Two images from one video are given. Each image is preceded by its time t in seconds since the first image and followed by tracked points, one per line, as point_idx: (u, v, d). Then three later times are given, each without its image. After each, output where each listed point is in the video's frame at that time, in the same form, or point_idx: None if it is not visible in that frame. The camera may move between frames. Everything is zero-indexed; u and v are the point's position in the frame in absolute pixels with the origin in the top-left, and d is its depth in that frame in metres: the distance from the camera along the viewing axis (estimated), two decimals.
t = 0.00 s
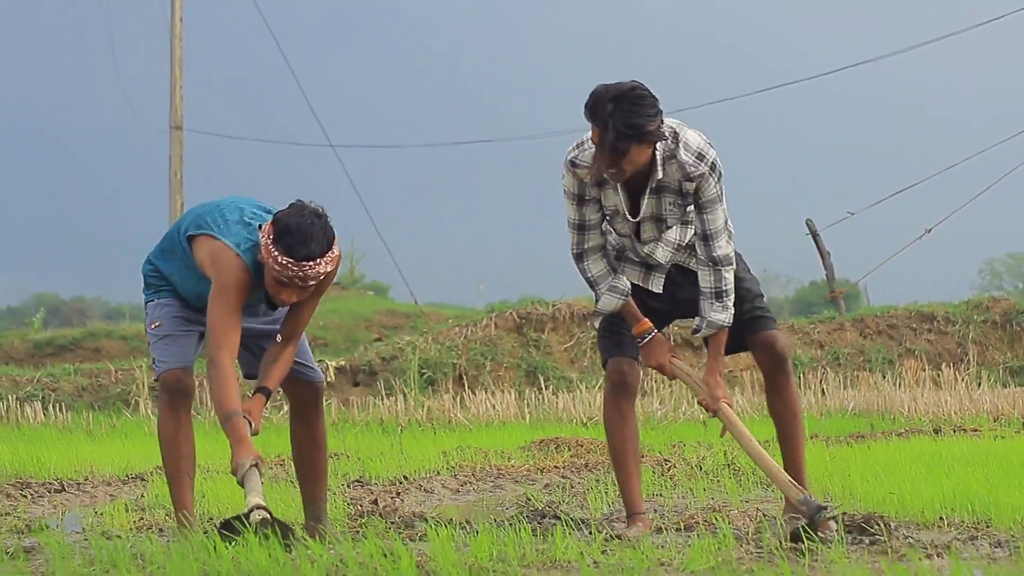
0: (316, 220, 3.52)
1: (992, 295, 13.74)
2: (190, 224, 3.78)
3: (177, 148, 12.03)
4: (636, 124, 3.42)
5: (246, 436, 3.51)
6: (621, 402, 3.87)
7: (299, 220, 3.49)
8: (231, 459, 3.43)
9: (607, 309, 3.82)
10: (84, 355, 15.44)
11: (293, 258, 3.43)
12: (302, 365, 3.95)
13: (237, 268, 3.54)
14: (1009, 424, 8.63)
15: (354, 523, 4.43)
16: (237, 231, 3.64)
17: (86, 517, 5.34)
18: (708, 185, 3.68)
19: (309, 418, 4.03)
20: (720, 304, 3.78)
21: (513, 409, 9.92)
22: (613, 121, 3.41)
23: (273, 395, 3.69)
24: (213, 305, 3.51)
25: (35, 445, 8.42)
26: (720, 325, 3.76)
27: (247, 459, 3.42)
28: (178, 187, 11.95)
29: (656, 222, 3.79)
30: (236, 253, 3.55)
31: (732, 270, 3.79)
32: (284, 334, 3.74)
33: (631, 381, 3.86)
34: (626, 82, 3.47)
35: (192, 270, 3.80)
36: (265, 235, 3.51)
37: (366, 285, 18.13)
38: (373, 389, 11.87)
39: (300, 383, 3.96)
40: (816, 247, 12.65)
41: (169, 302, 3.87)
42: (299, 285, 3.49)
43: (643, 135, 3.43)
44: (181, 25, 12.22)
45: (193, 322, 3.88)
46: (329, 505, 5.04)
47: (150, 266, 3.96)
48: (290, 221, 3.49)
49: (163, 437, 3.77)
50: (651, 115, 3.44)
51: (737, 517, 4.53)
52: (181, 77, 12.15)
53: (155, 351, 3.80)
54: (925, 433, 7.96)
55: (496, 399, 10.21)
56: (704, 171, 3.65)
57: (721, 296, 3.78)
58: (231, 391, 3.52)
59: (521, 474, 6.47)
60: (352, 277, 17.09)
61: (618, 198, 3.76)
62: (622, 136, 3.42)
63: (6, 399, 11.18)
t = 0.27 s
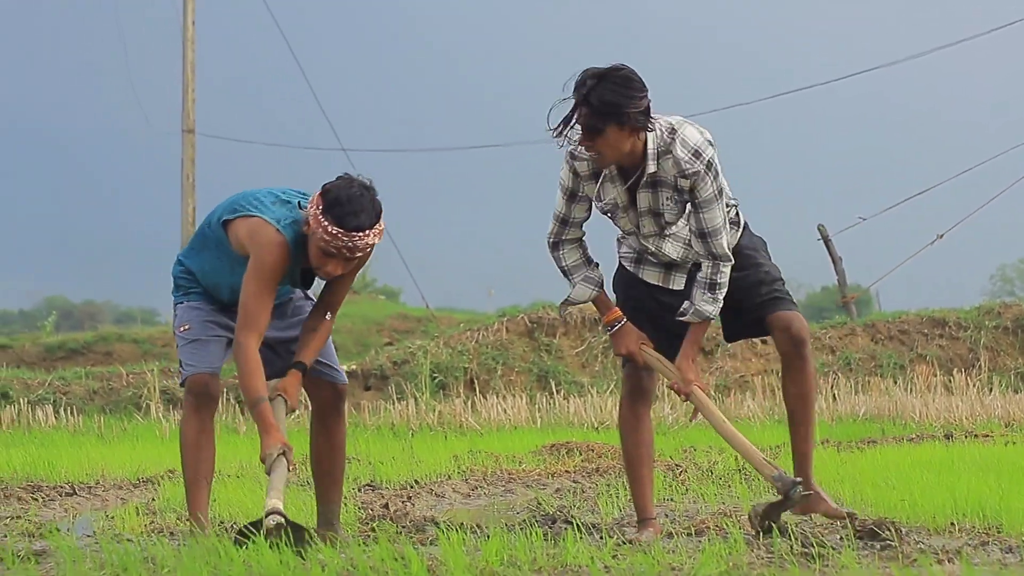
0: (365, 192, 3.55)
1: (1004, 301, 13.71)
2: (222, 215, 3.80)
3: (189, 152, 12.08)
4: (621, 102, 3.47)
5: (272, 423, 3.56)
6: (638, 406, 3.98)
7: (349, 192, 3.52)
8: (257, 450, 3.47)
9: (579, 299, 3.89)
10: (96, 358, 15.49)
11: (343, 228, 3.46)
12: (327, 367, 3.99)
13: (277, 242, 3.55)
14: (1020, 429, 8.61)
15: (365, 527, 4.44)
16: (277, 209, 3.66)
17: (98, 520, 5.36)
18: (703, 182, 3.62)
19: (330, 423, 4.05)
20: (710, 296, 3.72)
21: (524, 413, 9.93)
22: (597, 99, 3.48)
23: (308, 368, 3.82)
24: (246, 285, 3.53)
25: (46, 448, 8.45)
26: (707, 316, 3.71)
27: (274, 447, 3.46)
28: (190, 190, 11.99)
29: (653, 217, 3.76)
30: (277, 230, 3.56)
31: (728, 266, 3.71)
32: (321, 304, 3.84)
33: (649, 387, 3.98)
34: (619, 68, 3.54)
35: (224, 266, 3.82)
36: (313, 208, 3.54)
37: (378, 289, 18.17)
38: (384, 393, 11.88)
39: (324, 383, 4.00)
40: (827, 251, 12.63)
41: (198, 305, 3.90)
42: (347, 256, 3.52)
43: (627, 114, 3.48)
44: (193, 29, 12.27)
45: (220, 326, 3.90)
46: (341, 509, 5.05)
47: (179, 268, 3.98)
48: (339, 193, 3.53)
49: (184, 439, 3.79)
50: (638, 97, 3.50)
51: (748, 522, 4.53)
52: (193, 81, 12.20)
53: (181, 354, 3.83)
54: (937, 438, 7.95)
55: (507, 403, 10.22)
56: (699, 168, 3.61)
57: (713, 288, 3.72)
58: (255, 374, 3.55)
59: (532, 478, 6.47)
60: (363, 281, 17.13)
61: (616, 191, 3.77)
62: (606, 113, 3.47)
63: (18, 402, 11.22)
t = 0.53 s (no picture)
0: (406, 170, 3.66)
1: (1007, 307, 13.69)
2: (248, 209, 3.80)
3: (192, 158, 12.10)
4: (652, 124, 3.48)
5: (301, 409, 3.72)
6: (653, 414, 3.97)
7: (393, 170, 3.63)
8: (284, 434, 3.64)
9: (622, 326, 3.88)
10: (99, 364, 15.51)
11: (390, 203, 3.55)
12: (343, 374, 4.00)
13: (307, 225, 3.59)
14: (1023, 436, 8.60)
15: (367, 532, 4.44)
16: (307, 194, 3.71)
17: (100, 525, 5.36)
18: (728, 208, 3.61)
19: (340, 426, 4.07)
20: (735, 328, 3.69)
21: (527, 419, 9.93)
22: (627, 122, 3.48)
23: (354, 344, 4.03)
24: (271, 276, 3.61)
25: (49, 453, 8.45)
26: (730, 348, 3.68)
27: (298, 435, 3.64)
28: (194, 196, 12.00)
29: (683, 238, 3.79)
30: (308, 214, 3.61)
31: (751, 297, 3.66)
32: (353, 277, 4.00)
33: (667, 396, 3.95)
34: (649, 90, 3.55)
35: (252, 264, 3.81)
36: (358, 184, 3.62)
37: (381, 295, 18.18)
38: (387, 399, 11.86)
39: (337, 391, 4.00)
40: (830, 257, 12.63)
41: (221, 314, 3.90)
42: (392, 233, 3.61)
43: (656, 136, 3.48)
44: (197, 35, 12.30)
45: (242, 333, 3.90)
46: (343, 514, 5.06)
47: (203, 273, 3.98)
48: (383, 171, 3.63)
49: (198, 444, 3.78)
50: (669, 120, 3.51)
51: (751, 528, 4.53)
52: (196, 86, 12.22)
53: (202, 362, 3.82)
54: (940, 445, 7.94)
55: (510, 409, 10.22)
56: (726, 193, 3.60)
57: (737, 320, 3.68)
58: (282, 362, 3.71)
59: (535, 484, 6.47)
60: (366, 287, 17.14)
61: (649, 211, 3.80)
62: (635, 134, 3.48)
63: (21, 407, 11.23)
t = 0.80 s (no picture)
0: (429, 107, 3.74)
1: (1007, 310, 13.69)
2: (273, 196, 3.79)
3: (192, 160, 12.10)
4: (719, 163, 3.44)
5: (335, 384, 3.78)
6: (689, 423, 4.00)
7: (422, 111, 3.71)
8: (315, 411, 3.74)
9: (693, 362, 3.89)
10: (98, 366, 15.51)
11: (437, 140, 3.65)
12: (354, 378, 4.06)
13: (342, 202, 3.59)
14: (1023, 439, 8.60)
15: (366, 535, 4.44)
16: (333, 170, 3.72)
17: (100, 527, 5.37)
18: (788, 230, 3.57)
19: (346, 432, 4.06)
20: (787, 354, 3.68)
21: (527, 422, 9.92)
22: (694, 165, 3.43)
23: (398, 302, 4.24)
24: (306, 250, 3.62)
25: (48, 455, 8.45)
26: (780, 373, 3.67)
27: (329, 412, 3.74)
28: (194, 198, 12.00)
29: (756, 264, 3.76)
30: (342, 190, 3.61)
31: (806, 319, 3.64)
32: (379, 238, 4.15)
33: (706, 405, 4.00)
34: (706, 132, 3.52)
35: (281, 253, 3.82)
36: (394, 137, 3.67)
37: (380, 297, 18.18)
38: (387, 402, 11.81)
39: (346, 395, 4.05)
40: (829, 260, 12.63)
41: (242, 323, 3.88)
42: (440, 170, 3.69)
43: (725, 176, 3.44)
44: (197, 36, 12.30)
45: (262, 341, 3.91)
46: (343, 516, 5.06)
47: (225, 278, 3.92)
48: (412, 116, 3.70)
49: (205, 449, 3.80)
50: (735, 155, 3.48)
51: (750, 531, 4.53)
52: (196, 88, 12.23)
53: (217, 373, 3.84)
54: (939, 447, 7.94)
55: (510, 411, 10.22)
56: (785, 216, 3.56)
57: (791, 345, 3.67)
58: (316, 339, 3.74)
59: (534, 486, 6.47)
60: (366, 289, 17.15)
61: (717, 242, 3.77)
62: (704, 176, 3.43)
63: (20, 409, 11.24)
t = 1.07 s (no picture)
0: (432, 76, 3.81)
1: (1005, 309, 13.70)
2: (291, 180, 3.84)
3: (190, 158, 12.09)
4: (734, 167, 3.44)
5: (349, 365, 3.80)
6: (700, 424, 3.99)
7: (430, 80, 3.78)
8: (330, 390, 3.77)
9: (724, 359, 3.78)
10: (96, 364, 15.50)
11: (456, 104, 3.74)
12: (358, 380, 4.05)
13: (361, 178, 3.65)
14: (1021, 438, 8.60)
15: (365, 533, 4.44)
16: (348, 149, 3.77)
17: (97, 526, 5.36)
18: (803, 226, 3.58)
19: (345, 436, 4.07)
20: (816, 338, 3.60)
21: (525, 421, 9.92)
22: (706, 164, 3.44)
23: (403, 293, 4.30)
24: (325, 232, 3.67)
25: (46, 454, 8.44)
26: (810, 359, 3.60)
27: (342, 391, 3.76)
28: (192, 196, 12.00)
29: (776, 266, 3.76)
30: (360, 167, 3.66)
31: (830, 303, 3.59)
32: (388, 227, 4.18)
33: (719, 407, 3.96)
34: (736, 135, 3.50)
35: (300, 236, 3.85)
36: (411, 112, 3.73)
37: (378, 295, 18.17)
38: (385, 400, 11.80)
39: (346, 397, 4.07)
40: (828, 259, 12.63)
41: (264, 306, 3.88)
42: (464, 132, 3.78)
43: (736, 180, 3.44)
44: (195, 35, 12.29)
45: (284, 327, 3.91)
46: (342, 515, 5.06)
47: (244, 264, 3.93)
48: (422, 87, 3.76)
49: (220, 429, 3.79)
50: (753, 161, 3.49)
51: (748, 530, 4.53)
52: (194, 87, 12.21)
53: (240, 353, 3.83)
54: (937, 446, 7.94)
55: (509, 409, 10.22)
56: (799, 213, 3.57)
57: (819, 331, 3.60)
58: (334, 320, 3.75)
59: (533, 485, 6.47)
60: (364, 287, 17.15)
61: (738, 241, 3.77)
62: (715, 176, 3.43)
63: (18, 408, 11.23)
